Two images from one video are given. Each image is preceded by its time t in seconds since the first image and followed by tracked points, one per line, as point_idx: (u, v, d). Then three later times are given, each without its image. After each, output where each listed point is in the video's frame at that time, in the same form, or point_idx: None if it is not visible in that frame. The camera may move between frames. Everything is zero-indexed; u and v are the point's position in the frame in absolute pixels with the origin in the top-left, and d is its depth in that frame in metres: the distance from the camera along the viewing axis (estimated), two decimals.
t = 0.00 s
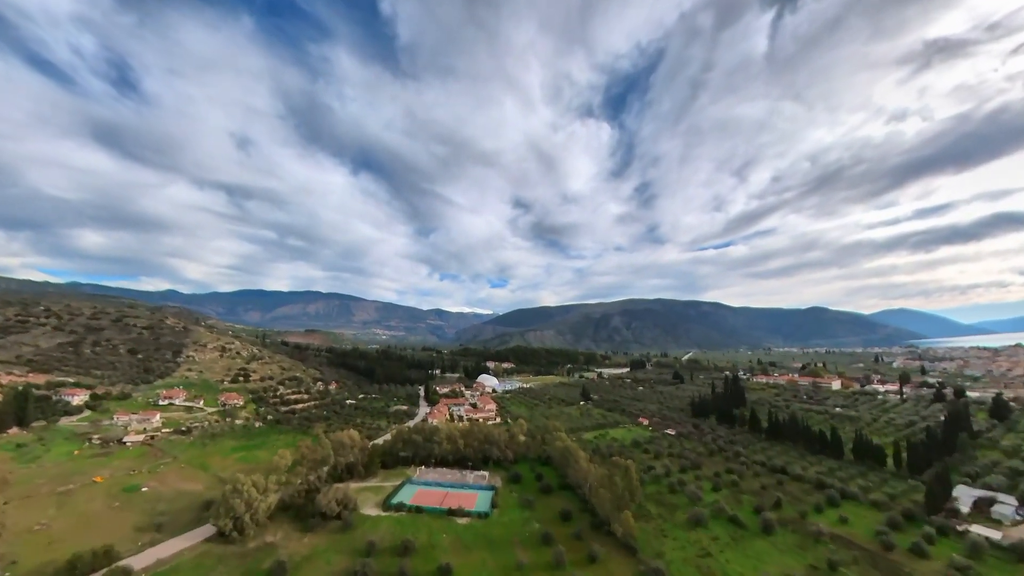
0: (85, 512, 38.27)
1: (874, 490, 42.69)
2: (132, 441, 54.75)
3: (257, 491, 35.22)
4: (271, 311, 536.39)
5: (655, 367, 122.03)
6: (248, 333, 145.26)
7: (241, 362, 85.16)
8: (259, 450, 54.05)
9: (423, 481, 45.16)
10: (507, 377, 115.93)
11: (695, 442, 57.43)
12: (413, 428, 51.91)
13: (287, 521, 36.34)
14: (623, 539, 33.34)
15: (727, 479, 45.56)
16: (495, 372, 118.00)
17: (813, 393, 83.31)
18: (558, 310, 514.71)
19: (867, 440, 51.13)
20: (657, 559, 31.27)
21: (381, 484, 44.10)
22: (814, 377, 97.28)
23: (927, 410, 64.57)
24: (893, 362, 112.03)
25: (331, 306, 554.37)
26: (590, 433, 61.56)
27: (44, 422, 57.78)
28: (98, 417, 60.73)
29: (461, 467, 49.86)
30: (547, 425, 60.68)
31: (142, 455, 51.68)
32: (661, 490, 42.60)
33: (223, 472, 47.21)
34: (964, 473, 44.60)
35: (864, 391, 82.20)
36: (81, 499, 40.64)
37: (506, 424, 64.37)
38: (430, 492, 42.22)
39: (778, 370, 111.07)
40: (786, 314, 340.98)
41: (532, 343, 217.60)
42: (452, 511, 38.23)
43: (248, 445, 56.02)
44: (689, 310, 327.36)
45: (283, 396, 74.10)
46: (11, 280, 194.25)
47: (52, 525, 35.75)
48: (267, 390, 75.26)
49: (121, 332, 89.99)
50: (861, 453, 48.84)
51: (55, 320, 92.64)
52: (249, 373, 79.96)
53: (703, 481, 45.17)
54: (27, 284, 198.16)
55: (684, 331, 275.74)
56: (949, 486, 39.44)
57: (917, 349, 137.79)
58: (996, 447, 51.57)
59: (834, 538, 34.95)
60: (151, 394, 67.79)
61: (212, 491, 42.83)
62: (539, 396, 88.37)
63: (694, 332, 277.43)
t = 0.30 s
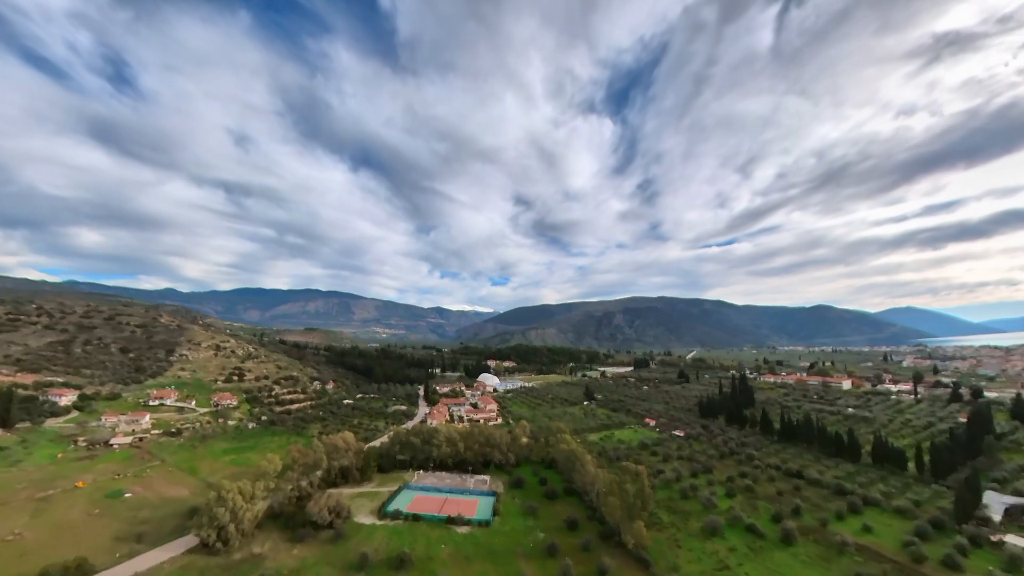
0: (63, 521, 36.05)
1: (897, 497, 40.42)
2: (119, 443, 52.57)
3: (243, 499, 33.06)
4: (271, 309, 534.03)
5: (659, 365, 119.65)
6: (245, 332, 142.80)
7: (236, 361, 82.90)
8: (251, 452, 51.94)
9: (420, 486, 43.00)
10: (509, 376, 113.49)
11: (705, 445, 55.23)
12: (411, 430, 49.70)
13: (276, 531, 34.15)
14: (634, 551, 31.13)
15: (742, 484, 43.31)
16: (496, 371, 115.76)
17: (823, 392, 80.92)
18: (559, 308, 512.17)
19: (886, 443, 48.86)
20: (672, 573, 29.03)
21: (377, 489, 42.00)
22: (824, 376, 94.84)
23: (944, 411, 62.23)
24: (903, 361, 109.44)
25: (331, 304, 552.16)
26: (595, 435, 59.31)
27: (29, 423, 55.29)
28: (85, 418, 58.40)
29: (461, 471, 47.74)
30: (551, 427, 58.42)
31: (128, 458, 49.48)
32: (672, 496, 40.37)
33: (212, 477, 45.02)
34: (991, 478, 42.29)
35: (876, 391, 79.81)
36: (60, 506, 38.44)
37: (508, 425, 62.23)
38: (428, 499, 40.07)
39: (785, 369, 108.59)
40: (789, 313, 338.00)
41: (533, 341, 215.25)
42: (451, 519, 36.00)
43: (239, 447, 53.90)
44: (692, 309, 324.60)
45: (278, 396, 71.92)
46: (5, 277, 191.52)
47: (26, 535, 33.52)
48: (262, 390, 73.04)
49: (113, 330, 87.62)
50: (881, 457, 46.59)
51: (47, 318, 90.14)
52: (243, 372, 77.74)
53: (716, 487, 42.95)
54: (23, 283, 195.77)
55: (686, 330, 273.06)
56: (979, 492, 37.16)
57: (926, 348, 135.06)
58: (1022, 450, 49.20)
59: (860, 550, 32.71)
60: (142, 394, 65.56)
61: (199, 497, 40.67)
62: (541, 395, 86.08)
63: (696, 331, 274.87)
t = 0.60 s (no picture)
0: (37, 530, 33.87)
1: (923, 505, 38.18)
2: (106, 446, 50.37)
3: (228, 508, 30.87)
4: (271, 308, 531.51)
5: (663, 364, 117.34)
6: (242, 331, 140.26)
7: (231, 360, 80.68)
8: (243, 455, 49.79)
9: (418, 492, 40.89)
10: (511, 375, 111.28)
11: (716, 447, 53.03)
12: (409, 432, 47.54)
13: (263, 542, 32.00)
14: (648, 565, 28.99)
15: (758, 491, 41.08)
16: (498, 370, 113.51)
17: (834, 392, 78.63)
18: (560, 307, 509.56)
19: (908, 446, 46.60)
20: None
21: (373, 496, 39.91)
22: (834, 375, 92.49)
23: (963, 413, 59.90)
24: (914, 360, 107.00)
25: (332, 303, 549.79)
26: (601, 437, 57.08)
27: (12, 424, 52.62)
28: (72, 419, 55.95)
29: (461, 476, 45.57)
30: (555, 429, 56.22)
31: (114, 462, 47.27)
32: (685, 505, 38.19)
33: (201, 482, 42.84)
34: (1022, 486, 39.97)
35: (889, 391, 77.45)
36: (36, 514, 36.22)
37: (511, 427, 60.08)
38: (427, 506, 37.96)
39: (793, 368, 106.19)
40: (793, 311, 335.05)
41: (534, 340, 213.13)
42: (450, 528, 33.87)
43: (231, 450, 51.80)
44: (694, 307, 321.86)
45: (274, 396, 69.81)
46: None
47: None
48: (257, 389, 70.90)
49: (105, 328, 85.18)
50: (904, 461, 44.37)
51: (37, 316, 87.49)
52: (238, 372, 75.56)
53: (731, 493, 40.72)
54: (18, 281, 193.25)
55: (689, 328, 270.49)
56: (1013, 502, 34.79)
57: (935, 346, 132.60)
58: None
59: (890, 563, 30.47)
60: (132, 394, 63.31)
61: (185, 504, 38.53)
62: (544, 395, 83.89)
63: (700, 329, 272.34)
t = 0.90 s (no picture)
0: (10, 541, 31.78)
1: (951, 513, 36.11)
2: (92, 449, 48.35)
3: (211, 520, 28.79)
4: (271, 306, 529.22)
5: (668, 363, 115.16)
6: (239, 329, 137.94)
7: (225, 360, 78.62)
8: (234, 459, 47.73)
9: (416, 499, 38.77)
10: (512, 374, 109.16)
11: (727, 450, 50.94)
12: (407, 435, 45.44)
13: (250, 554, 29.96)
14: None
15: (775, 499, 38.98)
16: (499, 368, 111.42)
17: (845, 392, 76.50)
18: (561, 305, 507.26)
19: (930, 449, 44.48)
20: None
21: (369, 503, 37.86)
22: (843, 374, 90.35)
23: (982, 414, 57.75)
24: (924, 359, 104.80)
25: (332, 301, 547.60)
26: (607, 439, 54.99)
27: None
28: (58, 421, 53.63)
29: (462, 481, 43.46)
30: (560, 431, 54.11)
31: (100, 466, 45.26)
32: (699, 515, 36.11)
33: (188, 488, 40.76)
34: None
35: (902, 391, 75.15)
36: (11, 523, 34.11)
37: (513, 429, 57.97)
38: (424, 514, 35.90)
39: (801, 368, 103.84)
40: (797, 310, 332.27)
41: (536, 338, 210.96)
42: (449, 538, 31.81)
43: (221, 453, 49.79)
44: (697, 305, 319.41)
45: (269, 396, 67.75)
46: None
47: None
48: (251, 390, 68.79)
49: (97, 326, 82.89)
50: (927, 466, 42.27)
51: (27, 313, 85.06)
52: (232, 371, 73.45)
53: (746, 501, 38.87)
54: (16, 280, 191.82)
55: (692, 327, 268.04)
56: None
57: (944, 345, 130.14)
58: None
59: None
60: (122, 395, 61.15)
61: (170, 512, 36.49)
62: (547, 395, 81.76)
63: (703, 327, 269.92)
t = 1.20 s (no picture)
0: None
1: (981, 522, 34.17)
2: (76, 453, 46.20)
3: (192, 533, 26.72)
4: (270, 304, 526.59)
5: (671, 362, 113.03)
6: (236, 328, 135.52)
7: (219, 359, 76.53)
8: (224, 464, 45.68)
9: (413, 507, 36.63)
10: (513, 373, 107.03)
11: (738, 454, 48.91)
12: (404, 438, 43.34)
13: (234, 569, 27.92)
14: None
15: (794, 508, 36.96)
16: (500, 367, 109.38)
17: (856, 392, 74.42)
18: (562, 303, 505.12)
19: (954, 453, 42.47)
20: None
21: (363, 511, 35.79)
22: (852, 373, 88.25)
23: (1002, 416, 55.69)
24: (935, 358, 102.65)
25: (332, 300, 545.26)
26: (613, 442, 52.86)
27: None
28: (42, 423, 51.13)
29: (462, 487, 41.38)
30: (564, 434, 52.03)
31: (83, 471, 43.14)
32: (716, 526, 34.11)
33: (174, 495, 38.70)
34: None
35: (915, 391, 73.02)
36: None
37: (515, 431, 55.90)
38: (422, 523, 33.84)
39: (808, 367, 101.69)
40: (800, 309, 329.72)
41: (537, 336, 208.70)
42: (449, 550, 29.78)
43: (211, 457, 47.73)
44: (699, 303, 317.00)
45: (263, 396, 65.65)
46: None
47: None
48: (245, 390, 66.70)
49: (87, 325, 80.52)
50: (951, 470, 40.31)
51: (15, 311, 82.48)
52: (226, 371, 71.33)
53: (764, 509, 37.19)
54: (11, 279, 189.77)
55: (695, 325, 265.70)
56: None
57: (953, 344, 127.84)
58: None
59: None
60: (111, 395, 58.95)
61: (153, 521, 34.42)
62: (549, 395, 79.68)
63: (705, 326, 267.62)
